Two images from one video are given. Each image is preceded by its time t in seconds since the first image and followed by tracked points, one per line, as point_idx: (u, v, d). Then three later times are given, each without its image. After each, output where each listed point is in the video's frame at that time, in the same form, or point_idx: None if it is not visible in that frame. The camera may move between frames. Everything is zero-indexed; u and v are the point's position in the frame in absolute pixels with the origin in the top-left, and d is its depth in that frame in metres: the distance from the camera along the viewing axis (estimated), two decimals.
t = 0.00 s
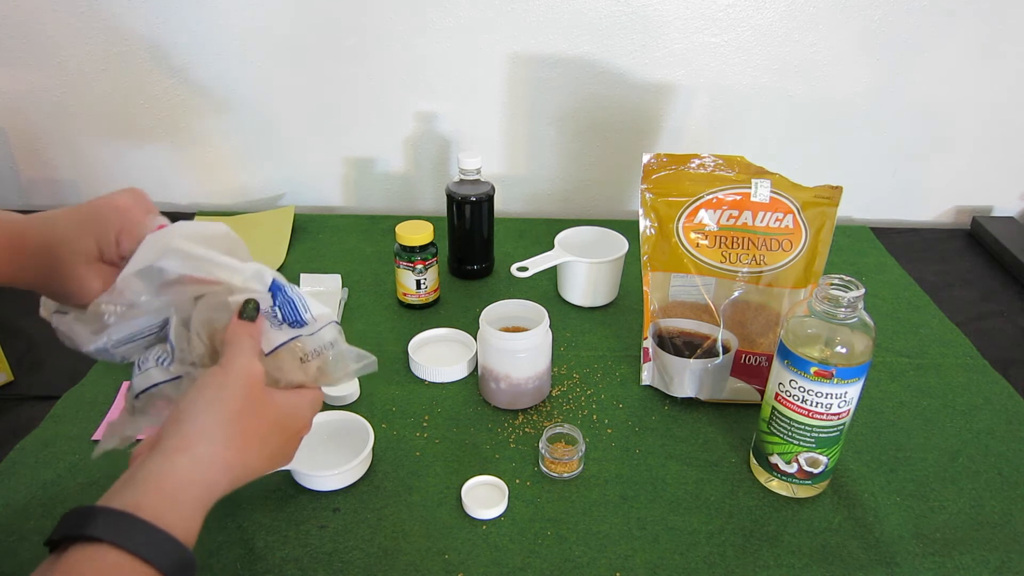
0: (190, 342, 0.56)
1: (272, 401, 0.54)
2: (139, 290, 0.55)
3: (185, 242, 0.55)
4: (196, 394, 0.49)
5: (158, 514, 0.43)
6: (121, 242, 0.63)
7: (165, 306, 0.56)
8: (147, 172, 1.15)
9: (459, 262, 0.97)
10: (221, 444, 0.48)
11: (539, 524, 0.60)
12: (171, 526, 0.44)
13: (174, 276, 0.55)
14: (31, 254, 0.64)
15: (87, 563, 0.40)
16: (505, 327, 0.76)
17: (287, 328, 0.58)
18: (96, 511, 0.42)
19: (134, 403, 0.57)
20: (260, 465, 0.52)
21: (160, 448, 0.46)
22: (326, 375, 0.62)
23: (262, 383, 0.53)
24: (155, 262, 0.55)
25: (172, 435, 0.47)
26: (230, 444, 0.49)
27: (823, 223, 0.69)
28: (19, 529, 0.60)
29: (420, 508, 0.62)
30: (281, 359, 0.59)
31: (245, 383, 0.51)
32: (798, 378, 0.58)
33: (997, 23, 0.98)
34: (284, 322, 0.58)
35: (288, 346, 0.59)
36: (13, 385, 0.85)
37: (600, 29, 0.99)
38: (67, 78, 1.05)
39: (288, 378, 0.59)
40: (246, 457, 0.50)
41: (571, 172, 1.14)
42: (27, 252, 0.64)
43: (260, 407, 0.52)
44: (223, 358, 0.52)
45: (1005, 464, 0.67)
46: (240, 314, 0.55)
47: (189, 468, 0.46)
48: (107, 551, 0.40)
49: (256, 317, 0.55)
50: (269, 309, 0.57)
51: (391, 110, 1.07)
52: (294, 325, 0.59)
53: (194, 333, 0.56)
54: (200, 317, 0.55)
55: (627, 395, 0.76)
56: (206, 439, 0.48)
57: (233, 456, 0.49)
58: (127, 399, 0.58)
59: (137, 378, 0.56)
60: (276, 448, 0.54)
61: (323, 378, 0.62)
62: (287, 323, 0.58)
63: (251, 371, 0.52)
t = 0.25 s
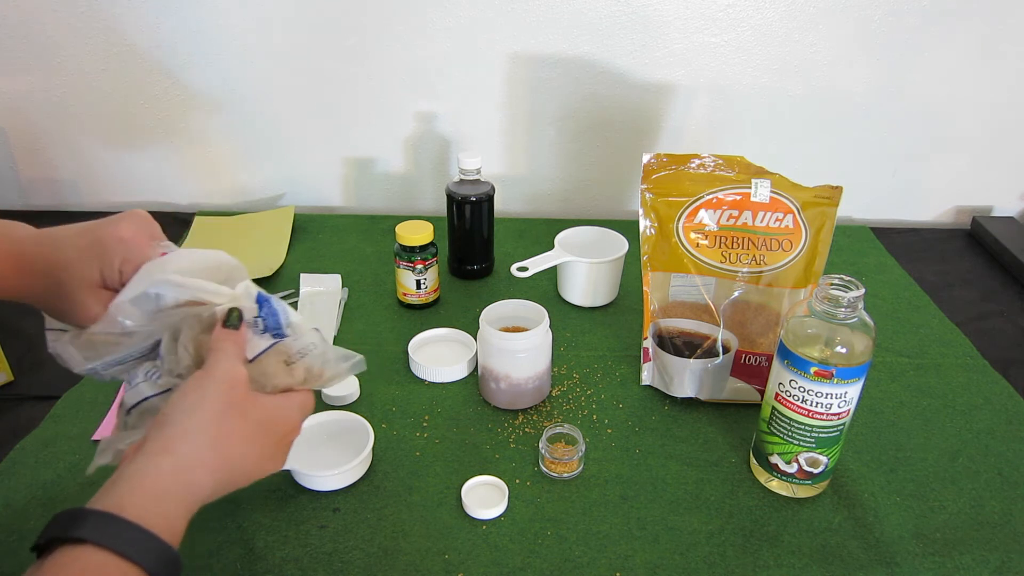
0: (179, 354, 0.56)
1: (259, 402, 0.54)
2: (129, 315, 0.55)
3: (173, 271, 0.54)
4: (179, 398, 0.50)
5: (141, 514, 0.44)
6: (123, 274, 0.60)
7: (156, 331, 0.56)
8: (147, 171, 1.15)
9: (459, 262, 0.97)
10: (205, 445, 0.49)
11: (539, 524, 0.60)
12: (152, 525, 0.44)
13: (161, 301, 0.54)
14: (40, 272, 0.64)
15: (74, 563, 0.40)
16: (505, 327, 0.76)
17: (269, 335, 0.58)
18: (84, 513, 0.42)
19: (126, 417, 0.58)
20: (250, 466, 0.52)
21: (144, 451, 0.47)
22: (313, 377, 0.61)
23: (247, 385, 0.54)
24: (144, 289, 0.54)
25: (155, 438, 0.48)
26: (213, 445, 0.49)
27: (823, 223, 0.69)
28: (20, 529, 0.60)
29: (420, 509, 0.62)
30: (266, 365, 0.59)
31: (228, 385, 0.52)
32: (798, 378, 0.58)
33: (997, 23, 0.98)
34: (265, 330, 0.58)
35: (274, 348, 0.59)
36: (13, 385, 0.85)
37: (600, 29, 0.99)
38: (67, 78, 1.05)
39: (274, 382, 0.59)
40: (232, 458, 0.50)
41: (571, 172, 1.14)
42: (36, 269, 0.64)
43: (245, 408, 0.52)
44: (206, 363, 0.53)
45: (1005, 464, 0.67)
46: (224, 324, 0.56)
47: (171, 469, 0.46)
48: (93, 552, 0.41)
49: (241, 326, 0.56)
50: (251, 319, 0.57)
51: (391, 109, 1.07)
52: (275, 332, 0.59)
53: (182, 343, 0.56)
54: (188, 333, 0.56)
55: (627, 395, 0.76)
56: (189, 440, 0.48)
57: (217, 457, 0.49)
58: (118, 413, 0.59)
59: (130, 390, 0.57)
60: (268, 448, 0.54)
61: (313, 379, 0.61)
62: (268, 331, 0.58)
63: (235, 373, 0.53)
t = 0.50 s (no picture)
0: (162, 358, 0.56)
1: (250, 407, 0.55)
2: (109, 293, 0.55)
3: (158, 247, 0.55)
4: (173, 403, 0.50)
5: (139, 524, 0.45)
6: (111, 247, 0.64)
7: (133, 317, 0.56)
8: (147, 171, 1.15)
9: (459, 262, 0.97)
10: (200, 452, 0.49)
11: (539, 524, 0.60)
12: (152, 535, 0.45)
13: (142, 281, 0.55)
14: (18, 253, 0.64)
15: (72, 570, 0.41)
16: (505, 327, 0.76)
17: (250, 334, 0.58)
18: (79, 521, 0.43)
19: (102, 418, 0.57)
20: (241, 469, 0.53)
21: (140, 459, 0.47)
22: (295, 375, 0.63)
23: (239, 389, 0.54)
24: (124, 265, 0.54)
25: (151, 446, 0.48)
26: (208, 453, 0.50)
27: (823, 223, 0.69)
28: (20, 529, 0.60)
29: (420, 509, 0.62)
30: (250, 364, 0.59)
31: (222, 392, 0.52)
32: (798, 378, 0.58)
33: (997, 23, 0.98)
34: (246, 329, 0.58)
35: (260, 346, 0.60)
36: (13, 385, 0.85)
37: (600, 29, 0.99)
38: (67, 78, 1.05)
39: (259, 381, 0.59)
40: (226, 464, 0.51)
41: (571, 172, 1.14)
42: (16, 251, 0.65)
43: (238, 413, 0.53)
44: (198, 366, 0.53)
45: (1005, 464, 0.67)
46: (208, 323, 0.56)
47: (168, 478, 0.47)
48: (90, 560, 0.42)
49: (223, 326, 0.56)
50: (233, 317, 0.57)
51: (392, 109, 1.07)
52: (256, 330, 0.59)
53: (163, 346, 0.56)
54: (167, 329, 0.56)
55: (627, 395, 0.76)
56: (185, 448, 0.49)
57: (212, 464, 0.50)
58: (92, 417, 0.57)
59: (109, 393, 0.56)
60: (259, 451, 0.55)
61: (297, 377, 0.63)
62: (250, 330, 0.58)
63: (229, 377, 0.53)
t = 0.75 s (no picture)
0: (153, 355, 0.55)
1: (247, 395, 0.55)
2: (118, 255, 0.54)
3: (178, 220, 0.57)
4: (169, 404, 0.50)
5: (150, 526, 0.45)
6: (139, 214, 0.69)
7: (127, 290, 0.55)
8: (147, 171, 1.14)
9: (459, 262, 0.97)
10: (204, 447, 0.49)
11: (539, 524, 0.60)
12: (164, 535, 0.45)
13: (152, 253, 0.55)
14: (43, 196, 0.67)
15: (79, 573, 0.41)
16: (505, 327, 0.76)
17: (232, 319, 0.59)
18: (91, 522, 0.43)
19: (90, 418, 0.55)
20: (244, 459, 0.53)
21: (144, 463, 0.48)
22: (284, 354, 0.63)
23: (233, 379, 0.54)
24: (141, 230, 0.54)
25: (154, 449, 0.48)
26: (211, 446, 0.50)
27: (823, 223, 0.69)
28: (19, 529, 0.59)
29: (420, 509, 0.62)
30: (239, 349, 0.59)
31: (215, 385, 0.52)
32: (798, 378, 0.58)
33: (997, 23, 0.98)
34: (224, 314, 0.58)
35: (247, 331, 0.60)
36: (13, 385, 0.85)
37: (601, 29, 0.99)
38: (67, 78, 1.05)
39: (249, 364, 0.59)
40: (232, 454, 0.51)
41: (571, 172, 1.14)
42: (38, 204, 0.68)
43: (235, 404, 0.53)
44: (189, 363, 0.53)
45: (1005, 464, 0.67)
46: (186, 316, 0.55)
47: (174, 477, 0.47)
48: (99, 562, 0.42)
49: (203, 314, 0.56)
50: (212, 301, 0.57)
51: (392, 109, 1.07)
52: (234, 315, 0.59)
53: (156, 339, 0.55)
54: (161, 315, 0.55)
55: (626, 395, 0.76)
56: (188, 445, 0.49)
57: (217, 457, 0.50)
58: (76, 412, 0.55)
59: (102, 392, 0.55)
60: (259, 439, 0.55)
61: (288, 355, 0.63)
62: (228, 315, 0.58)
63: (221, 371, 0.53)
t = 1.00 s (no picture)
0: (156, 359, 0.55)
1: (246, 412, 0.55)
2: (96, 267, 0.53)
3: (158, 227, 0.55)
4: (169, 413, 0.51)
5: (140, 539, 0.45)
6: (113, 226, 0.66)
7: (112, 303, 0.54)
8: (147, 171, 1.14)
9: (459, 262, 0.97)
10: (198, 463, 0.50)
11: (539, 525, 0.60)
12: (152, 550, 0.45)
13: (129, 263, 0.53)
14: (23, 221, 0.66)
15: None
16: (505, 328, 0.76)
17: (241, 330, 0.58)
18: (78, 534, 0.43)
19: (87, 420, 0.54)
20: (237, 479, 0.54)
21: (138, 472, 0.48)
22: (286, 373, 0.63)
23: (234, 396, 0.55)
24: (119, 242, 0.53)
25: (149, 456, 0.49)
26: (206, 463, 0.50)
27: (823, 224, 0.69)
28: (20, 529, 0.60)
29: (420, 509, 0.62)
30: (243, 364, 0.59)
31: (218, 400, 0.52)
32: (798, 378, 0.58)
33: (997, 23, 0.98)
34: (234, 325, 0.58)
35: (252, 349, 0.59)
36: (13, 385, 0.85)
37: (600, 29, 0.99)
38: (67, 78, 1.05)
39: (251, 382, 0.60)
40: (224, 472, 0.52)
41: (571, 172, 1.14)
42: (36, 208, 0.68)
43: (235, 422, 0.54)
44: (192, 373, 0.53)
45: (1005, 464, 0.67)
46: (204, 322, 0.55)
47: (167, 490, 0.48)
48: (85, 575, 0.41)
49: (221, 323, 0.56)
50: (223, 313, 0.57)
51: (391, 109, 1.07)
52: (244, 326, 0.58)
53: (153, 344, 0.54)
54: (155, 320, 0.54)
55: (626, 395, 0.76)
56: (183, 458, 0.49)
57: (210, 474, 0.51)
58: (68, 418, 0.54)
59: (100, 394, 0.53)
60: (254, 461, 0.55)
61: (287, 374, 0.63)
62: (239, 326, 0.58)
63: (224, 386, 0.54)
